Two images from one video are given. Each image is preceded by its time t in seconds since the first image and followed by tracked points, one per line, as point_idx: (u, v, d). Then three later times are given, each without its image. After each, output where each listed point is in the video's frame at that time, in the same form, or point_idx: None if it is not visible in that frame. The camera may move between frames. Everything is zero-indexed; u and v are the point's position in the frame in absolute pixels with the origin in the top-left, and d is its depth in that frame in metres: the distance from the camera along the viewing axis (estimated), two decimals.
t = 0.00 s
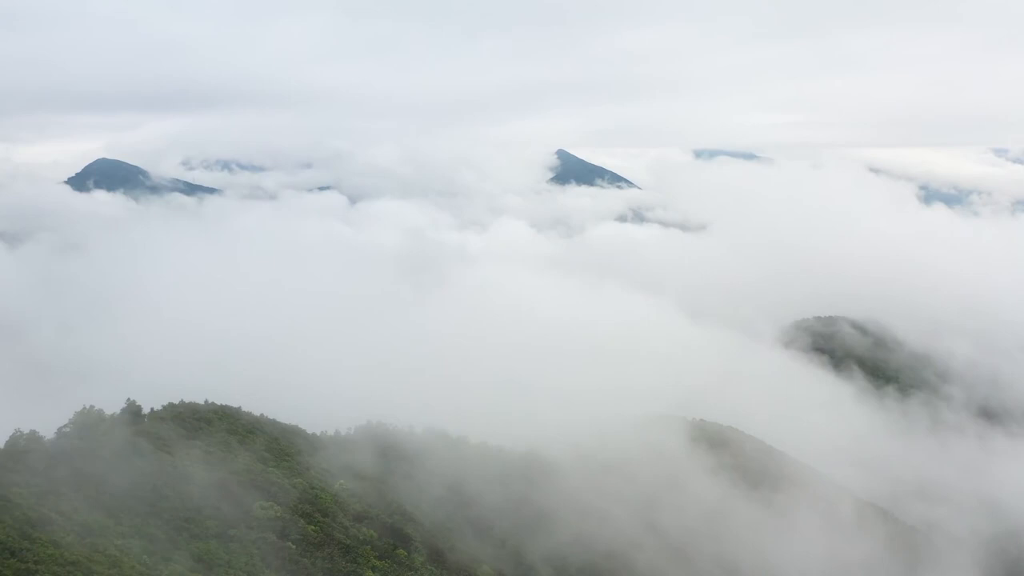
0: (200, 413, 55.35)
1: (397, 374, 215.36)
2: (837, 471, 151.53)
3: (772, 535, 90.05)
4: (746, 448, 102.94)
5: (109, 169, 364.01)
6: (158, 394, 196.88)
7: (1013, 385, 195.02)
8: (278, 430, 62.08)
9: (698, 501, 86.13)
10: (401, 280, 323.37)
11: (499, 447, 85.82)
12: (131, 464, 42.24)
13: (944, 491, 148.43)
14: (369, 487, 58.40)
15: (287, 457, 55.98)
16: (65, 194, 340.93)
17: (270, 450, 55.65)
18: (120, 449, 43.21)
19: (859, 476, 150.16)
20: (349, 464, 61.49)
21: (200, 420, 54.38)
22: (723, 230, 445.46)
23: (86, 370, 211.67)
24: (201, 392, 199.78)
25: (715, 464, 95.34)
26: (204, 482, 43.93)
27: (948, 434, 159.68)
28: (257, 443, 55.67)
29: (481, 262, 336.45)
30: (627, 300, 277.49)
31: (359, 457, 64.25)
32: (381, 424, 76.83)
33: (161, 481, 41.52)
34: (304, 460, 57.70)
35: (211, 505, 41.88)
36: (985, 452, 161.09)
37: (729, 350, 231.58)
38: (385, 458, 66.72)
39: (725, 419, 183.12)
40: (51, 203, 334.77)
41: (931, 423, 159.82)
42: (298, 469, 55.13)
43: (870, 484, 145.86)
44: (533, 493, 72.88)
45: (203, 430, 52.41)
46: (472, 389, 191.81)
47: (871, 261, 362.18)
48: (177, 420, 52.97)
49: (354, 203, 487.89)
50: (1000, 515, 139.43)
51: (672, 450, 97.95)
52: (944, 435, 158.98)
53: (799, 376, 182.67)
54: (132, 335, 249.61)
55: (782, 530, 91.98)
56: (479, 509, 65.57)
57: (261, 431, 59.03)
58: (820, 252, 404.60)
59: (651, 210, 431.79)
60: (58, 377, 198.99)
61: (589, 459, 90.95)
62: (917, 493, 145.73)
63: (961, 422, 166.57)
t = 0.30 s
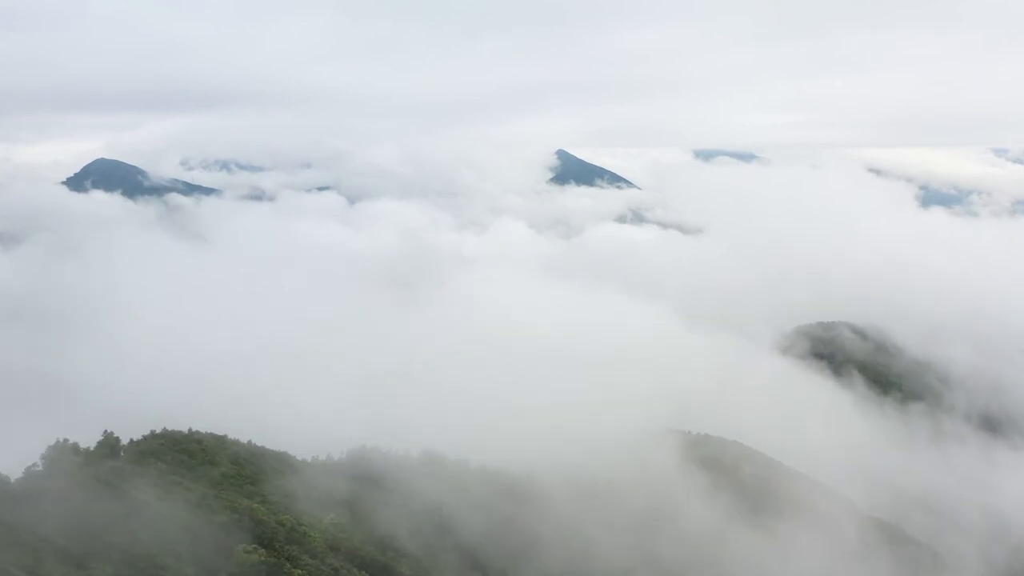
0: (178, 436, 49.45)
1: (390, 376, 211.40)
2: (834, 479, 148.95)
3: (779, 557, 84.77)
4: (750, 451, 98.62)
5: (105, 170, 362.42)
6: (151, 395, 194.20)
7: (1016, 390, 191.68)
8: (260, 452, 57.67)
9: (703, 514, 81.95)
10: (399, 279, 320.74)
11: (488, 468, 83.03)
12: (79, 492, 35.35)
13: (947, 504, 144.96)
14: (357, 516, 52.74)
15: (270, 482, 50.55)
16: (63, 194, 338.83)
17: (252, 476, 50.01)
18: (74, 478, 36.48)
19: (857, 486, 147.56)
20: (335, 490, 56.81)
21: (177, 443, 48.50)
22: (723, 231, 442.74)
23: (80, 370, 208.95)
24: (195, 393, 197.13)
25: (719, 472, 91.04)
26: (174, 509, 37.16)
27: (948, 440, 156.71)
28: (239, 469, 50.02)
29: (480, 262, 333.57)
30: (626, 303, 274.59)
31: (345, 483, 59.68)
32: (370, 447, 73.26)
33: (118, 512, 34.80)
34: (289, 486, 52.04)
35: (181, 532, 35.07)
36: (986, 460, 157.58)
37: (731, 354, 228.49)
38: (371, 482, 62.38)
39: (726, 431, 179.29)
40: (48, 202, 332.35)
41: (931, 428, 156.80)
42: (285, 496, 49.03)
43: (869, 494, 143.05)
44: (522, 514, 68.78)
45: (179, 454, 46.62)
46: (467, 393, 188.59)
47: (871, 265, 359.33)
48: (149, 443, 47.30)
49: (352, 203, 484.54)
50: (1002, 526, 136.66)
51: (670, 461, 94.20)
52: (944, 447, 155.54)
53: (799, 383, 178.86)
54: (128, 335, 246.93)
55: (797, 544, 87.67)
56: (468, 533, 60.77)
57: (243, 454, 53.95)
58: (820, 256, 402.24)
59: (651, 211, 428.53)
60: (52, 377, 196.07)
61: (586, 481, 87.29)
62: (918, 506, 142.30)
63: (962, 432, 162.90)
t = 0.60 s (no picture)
0: (160, 467, 46.52)
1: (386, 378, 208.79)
2: (834, 484, 146.50)
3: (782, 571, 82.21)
4: (753, 464, 95.86)
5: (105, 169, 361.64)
6: (146, 395, 191.58)
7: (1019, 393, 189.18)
8: (247, 479, 55.10)
9: (697, 530, 79.01)
10: (395, 274, 315.70)
11: (483, 490, 80.99)
12: (24, 532, 32.87)
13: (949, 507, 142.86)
14: (346, 549, 49.82)
15: (255, 515, 47.81)
16: (62, 194, 337.90)
17: (235, 510, 47.04)
18: (27, 518, 33.84)
19: (856, 489, 144.65)
20: (325, 520, 54.06)
21: (158, 475, 45.48)
22: (724, 232, 438.91)
23: (75, 370, 206.48)
24: (190, 392, 194.20)
25: (719, 484, 88.19)
26: (136, 554, 33.89)
27: (949, 446, 152.70)
28: (225, 504, 47.17)
29: (478, 263, 330.10)
30: (625, 305, 272.40)
31: (336, 511, 57.01)
32: (367, 471, 70.96)
33: (68, 553, 31.98)
34: (276, 519, 49.12)
35: (127, 572, 31.93)
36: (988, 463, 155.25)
37: (731, 359, 225.86)
38: (364, 508, 59.78)
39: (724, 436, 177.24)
40: (46, 202, 330.19)
41: (932, 435, 152.97)
42: (271, 532, 46.00)
43: (870, 499, 140.15)
44: (510, 540, 66.15)
45: (158, 487, 43.67)
46: (464, 397, 186.65)
47: (873, 267, 356.76)
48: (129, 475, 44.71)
49: (351, 203, 481.91)
50: (1003, 533, 132.60)
51: (671, 478, 91.78)
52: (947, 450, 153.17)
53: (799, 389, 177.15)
54: (123, 333, 244.07)
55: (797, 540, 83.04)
56: (461, 560, 57.89)
57: (230, 484, 51.30)
58: (822, 257, 399.27)
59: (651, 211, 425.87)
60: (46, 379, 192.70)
61: (586, 505, 84.79)
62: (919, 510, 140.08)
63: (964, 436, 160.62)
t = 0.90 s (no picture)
0: (142, 508, 45.77)
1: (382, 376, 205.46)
2: (835, 490, 142.49)
3: None
4: (752, 477, 91.65)
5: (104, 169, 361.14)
6: (139, 396, 189.63)
7: None
8: (229, 508, 52.96)
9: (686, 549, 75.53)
10: (395, 274, 322.13)
11: (477, 514, 79.20)
12: None
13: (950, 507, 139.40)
14: None
15: (229, 550, 45.78)
16: (61, 194, 337.96)
17: (213, 543, 45.37)
18: None
19: (857, 495, 140.46)
20: (306, 548, 52.16)
21: (140, 517, 44.58)
22: (725, 233, 434.61)
23: (69, 371, 203.89)
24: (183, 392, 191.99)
25: (716, 499, 84.94)
26: None
27: (951, 450, 148.31)
28: (202, 539, 45.14)
29: (474, 265, 325.59)
30: (625, 308, 269.79)
31: (318, 535, 54.62)
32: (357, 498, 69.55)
33: None
34: (251, 552, 46.76)
35: None
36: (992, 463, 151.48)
37: (733, 361, 222.45)
38: (349, 532, 57.47)
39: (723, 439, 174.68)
40: (44, 202, 329.99)
41: (933, 439, 149.03)
42: (245, 566, 44.01)
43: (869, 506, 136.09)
44: (493, 564, 64.23)
45: (137, 529, 42.64)
46: (460, 398, 184.03)
47: (876, 269, 353.79)
48: (104, 516, 42.96)
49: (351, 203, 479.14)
50: (1007, 536, 126.83)
51: (668, 495, 88.33)
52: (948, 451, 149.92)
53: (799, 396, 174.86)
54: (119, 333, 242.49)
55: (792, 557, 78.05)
56: None
57: (210, 515, 49.22)
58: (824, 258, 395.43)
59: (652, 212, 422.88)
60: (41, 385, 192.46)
61: (579, 525, 81.96)
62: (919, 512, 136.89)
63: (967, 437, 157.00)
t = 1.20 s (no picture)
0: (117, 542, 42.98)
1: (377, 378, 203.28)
2: (839, 494, 139.88)
3: None
4: (750, 485, 88.99)
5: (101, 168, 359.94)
6: (131, 396, 187.36)
7: None
8: (214, 534, 51.27)
9: (682, 559, 73.23)
10: (394, 274, 322.69)
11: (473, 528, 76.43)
12: None
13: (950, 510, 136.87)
14: None
15: None
16: (57, 193, 337.08)
17: None
18: None
19: (861, 499, 137.73)
20: None
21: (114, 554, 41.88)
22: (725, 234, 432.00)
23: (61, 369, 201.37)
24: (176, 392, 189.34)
25: (711, 507, 82.54)
26: None
27: (951, 452, 145.93)
28: (182, 572, 43.21)
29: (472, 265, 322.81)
30: (624, 308, 267.42)
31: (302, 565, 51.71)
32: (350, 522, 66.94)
33: None
34: None
35: None
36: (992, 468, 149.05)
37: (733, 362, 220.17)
38: (337, 557, 55.36)
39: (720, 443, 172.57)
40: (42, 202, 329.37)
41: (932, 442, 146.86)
42: None
43: (872, 510, 133.32)
44: None
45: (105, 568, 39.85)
46: (457, 398, 181.54)
47: (876, 269, 351.47)
48: (75, 556, 40.93)
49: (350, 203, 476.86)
50: (1012, 542, 123.66)
51: (668, 505, 85.85)
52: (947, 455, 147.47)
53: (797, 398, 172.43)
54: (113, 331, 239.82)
55: (791, 566, 75.21)
56: None
57: (193, 543, 47.59)
58: (825, 258, 392.90)
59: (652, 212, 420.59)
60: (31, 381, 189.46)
61: (577, 540, 79.94)
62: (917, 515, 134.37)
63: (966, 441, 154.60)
